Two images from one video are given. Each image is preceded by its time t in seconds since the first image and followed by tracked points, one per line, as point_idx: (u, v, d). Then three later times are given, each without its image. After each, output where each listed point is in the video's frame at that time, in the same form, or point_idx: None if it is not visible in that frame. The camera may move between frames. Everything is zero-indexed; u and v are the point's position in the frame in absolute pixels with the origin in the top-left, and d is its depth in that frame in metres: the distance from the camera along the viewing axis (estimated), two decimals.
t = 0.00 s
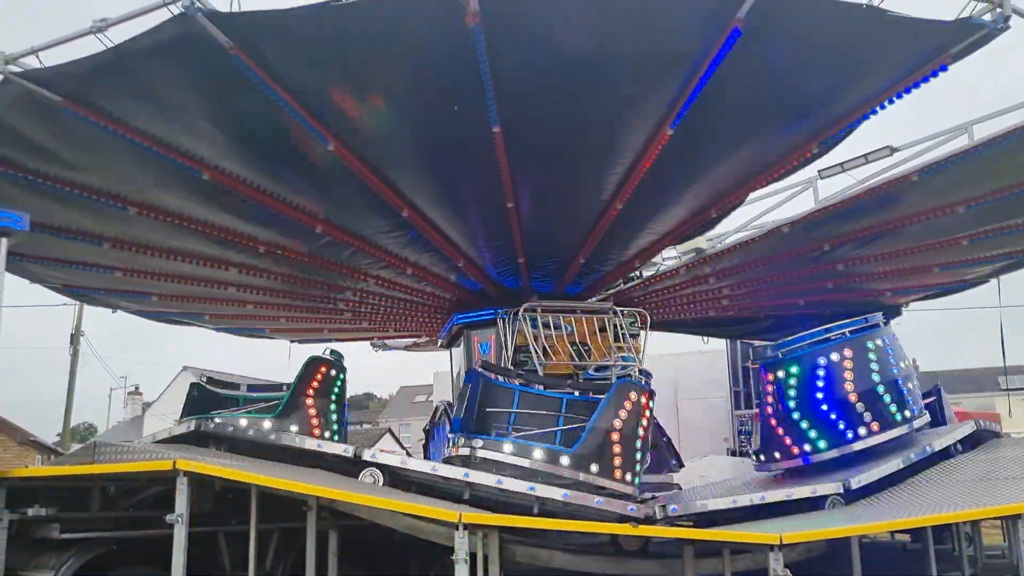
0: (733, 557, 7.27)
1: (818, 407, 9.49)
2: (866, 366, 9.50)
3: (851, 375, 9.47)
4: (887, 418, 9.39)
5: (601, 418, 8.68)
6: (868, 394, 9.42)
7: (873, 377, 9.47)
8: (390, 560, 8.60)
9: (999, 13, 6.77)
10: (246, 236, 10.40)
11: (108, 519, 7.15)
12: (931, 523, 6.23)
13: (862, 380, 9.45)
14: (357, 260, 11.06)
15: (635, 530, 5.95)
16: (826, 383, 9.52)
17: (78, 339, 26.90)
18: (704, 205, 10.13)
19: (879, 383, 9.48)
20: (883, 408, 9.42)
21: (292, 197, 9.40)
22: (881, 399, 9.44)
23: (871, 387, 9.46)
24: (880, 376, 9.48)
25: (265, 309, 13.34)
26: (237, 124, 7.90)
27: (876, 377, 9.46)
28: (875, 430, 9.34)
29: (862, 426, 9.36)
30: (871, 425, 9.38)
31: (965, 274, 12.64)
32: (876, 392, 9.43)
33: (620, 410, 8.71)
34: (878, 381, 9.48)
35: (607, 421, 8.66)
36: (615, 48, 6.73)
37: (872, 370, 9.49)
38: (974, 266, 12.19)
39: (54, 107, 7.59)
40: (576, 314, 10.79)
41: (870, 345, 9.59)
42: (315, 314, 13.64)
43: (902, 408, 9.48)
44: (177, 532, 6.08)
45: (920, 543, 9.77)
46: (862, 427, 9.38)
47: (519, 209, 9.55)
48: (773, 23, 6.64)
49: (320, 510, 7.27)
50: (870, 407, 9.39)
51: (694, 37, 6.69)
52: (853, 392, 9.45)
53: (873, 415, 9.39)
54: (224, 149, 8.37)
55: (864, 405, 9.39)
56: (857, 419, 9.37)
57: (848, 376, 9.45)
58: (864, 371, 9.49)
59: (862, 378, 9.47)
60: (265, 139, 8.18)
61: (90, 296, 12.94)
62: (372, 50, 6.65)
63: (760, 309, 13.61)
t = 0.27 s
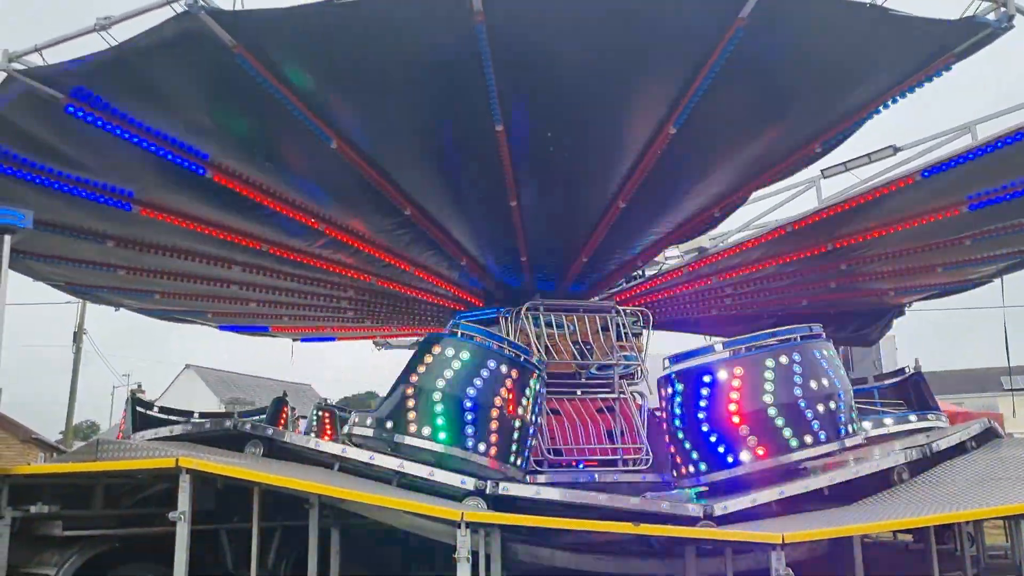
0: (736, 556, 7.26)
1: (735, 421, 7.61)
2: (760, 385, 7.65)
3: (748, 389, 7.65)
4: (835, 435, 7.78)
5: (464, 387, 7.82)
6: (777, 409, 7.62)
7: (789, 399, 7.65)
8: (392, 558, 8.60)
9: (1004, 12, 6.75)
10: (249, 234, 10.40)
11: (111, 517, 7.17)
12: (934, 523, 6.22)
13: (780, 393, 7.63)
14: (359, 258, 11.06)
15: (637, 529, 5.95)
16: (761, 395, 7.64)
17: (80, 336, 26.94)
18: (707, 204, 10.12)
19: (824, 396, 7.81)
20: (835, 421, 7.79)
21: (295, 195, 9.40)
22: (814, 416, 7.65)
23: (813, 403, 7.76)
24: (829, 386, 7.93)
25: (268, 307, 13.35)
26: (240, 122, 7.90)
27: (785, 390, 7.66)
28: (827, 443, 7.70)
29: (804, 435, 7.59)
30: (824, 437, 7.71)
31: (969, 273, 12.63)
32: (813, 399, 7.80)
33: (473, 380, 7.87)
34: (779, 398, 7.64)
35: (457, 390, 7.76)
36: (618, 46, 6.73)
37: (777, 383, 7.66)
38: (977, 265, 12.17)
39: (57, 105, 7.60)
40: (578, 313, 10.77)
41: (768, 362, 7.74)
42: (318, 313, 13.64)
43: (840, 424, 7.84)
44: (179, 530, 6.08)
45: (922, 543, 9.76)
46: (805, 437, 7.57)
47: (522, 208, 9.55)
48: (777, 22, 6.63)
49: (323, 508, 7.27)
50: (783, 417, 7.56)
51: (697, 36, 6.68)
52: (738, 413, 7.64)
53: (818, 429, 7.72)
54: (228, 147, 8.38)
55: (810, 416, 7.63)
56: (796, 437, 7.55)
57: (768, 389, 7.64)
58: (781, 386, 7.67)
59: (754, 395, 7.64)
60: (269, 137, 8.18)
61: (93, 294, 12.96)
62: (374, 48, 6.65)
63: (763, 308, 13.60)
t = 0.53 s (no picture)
0: (737, 554, 7.26)
1: (618, 418, 7.20)
2: (609, 386, 7.31)
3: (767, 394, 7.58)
4: (743, 451, 7.32)
5: (311, 351, 7.45)
6: (665, 407, 7.18)
7: (709, 402, 7.23)
8: (393, 555, 8.60)
9: (1006, 10, 6.74)
10: (250, 231, 10.39)
11: (112, 513, 7.17)
12: (935, 521, 6.22)
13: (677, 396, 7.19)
14: (361, 255, 11.06)
15: (638, 526, 5.96)
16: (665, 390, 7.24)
17: (83, 333, 26.97)
18: (709, 202, 10.11)
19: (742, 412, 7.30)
20: (758, 439, 7.39)
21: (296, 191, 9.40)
22: (727, 428, 7.21)
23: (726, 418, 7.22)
24: (742, 402, 7.37)
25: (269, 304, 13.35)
26: (241, 118, 7.90)
27: (685, 392, 7.19)
28: (717, 457, 7.15)
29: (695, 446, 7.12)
30: (718, 450, 7.15)
31: (971, 272, 12.61)
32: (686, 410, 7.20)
33: (292, 338, 7.48)
34: (677, 400, 7.18)
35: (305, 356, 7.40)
36: (620, 43, 6.72)
37: (694, 386, 7.23)
38: (980, 264, 12.16)
39: (59, 101, 7.60)
40: (580, 311, 10.76)
41: (632, 366, 7.33)
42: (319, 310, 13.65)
43: (758, 443, 7.39)
44: (180, 526, 6.11)
45: (923, 542, 9.75)
46: (708, 447, 7.14)
47: (523, 206, 9.54)
48: (779, 19, 6.62)
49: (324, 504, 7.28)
50: (685, 423, 7.11)
51: (699, 34, 6.68)
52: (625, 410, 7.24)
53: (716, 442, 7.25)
54: (229, 143, 8.38)
55: (700, 424, 7.15)
56: (698, 449, 7.12)
57: (677, 391, 7.20)
58: (638, 391, 7.26)
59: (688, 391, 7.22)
60: (270, 134, 8.19)
61: (95, 291, 12.97)
62: (376, 44, 6.64)
63: (764, 307, 13.59)
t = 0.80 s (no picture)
0: (737, 553, 7.26)
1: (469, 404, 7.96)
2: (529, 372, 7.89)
3: (632, 396, 8.01)
4: (583, 444, 7.71)
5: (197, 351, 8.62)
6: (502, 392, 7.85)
7: (544, 386, 7.81)
8: (395, 553, 8.62)
9: (1007, 8, 6.74)
10: (251, 230, 10.40)
11: (114, 512, 7.18)
12: (935, 519, 6.22)
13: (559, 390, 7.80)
14: (362, 254, 11.07)
15: (639, 525, 5.97)
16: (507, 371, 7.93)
17: (85, 332, 27.00)
18: (710, 201, 10.11)
19: (587, 404, 7.75)
20: (608, 435, 7.77)
21: (297, 191, 9.42)
22: (564, 415, 7.69)
23: (610, 415, 7.82)
24: (592, 394, 7.81)
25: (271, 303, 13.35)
26: (241, 117, 7.91)
27: (525, 375, 7.85)
28: (544, 445, 7.63)
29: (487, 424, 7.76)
30: (548, 438, 7.65)
31: (972, 271, 12.60)
32: (512, 391, 7.82)
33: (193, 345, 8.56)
34: (515, 384, 7.82)
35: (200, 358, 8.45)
36: (621, 42, 6.72)
37: (536, 371, 7.87)
38: (981, 263, 12.16)
39: (60, 100, 7.60)
40: (580, 310, 10.75)
41: (488, 347, 8.11)
42: (321, 309, 13.67)
43: (603, 441, 7.74)
44: (181, 524, 6.11)
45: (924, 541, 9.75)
46: (537, 434, 7.67)
47: (524, 205, 9.55)
48: (779, 19, 6.63)
49: (325, 503, 7.29)
50: (514, 406, 7.71)
51: (700, 33, 6.68)
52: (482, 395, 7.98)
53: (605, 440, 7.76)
54: (230, 143, 8.39)
55: (515, 407, 7.74)
56: (592, 447, 7.71)
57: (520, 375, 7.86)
58: (490, 369, 8.00)
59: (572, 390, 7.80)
60: (271, 134, 8.20)
61: (97, 290, 12.99)
62: (377, 43, 6.64)
63: (766, 305, 13.60)
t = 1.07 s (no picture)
0: (736, 548, 7.27)
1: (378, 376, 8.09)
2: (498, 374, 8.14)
3: (747, 392, 7.63)
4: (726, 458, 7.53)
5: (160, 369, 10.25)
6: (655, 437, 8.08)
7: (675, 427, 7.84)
8: (395, 548, 8.64)
9: (1008, 4, 6.73)
10: (251, 225, 10.40)
11: (114, 506, 7.19)
12: (934, 515, 6.21)
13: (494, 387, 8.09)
14: (362, 249, 11.07)
15: (637, 521, 5.96)
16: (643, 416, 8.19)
17: (85, 327, 27.02)
18: (709, 197, 10.11)
19: (713, 419, 7.65)
20: (772, 438, 7.52)
21: (297, 186, 9.41)
22: (697, 441, 7.66)
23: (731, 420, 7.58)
24: (714, 410, 7.68)
25: (271, 299, 13.36)
26: (241, 112, 7.90)
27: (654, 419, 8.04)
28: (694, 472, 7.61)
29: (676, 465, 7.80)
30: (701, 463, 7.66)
31: (972, 267, 12.60)
32: (377, 364, 8.09)
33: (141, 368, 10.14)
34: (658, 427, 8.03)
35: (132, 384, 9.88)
36: (621, 38, 6.71)
37: (665, 414, 8.00)
38: (980, 259, 12.16)
39: (59, 95, 7.60)
40: (580, 305, 10.75)
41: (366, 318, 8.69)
42: (321, 305, 13.67)
43: (743, 446, 7.51)
44: (180, 519, 6.12)
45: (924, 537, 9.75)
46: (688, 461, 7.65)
47: (524, 200, 9.54)
48: (780, 15, 6.61)
49: (324, 498, 7.30)
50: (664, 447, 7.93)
51: (700, 28, 6.67)
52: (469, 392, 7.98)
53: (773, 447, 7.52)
54: (230, 138, 8.39)
55: (671, 446, 7.87)
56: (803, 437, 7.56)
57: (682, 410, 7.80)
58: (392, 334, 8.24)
59: (701, 417, 7.76)
60: (271, 129, 8.20)
61: (98, 285, 13.01)
62: (376, 38, 6.63)
63: (766, 302, 13.61)
